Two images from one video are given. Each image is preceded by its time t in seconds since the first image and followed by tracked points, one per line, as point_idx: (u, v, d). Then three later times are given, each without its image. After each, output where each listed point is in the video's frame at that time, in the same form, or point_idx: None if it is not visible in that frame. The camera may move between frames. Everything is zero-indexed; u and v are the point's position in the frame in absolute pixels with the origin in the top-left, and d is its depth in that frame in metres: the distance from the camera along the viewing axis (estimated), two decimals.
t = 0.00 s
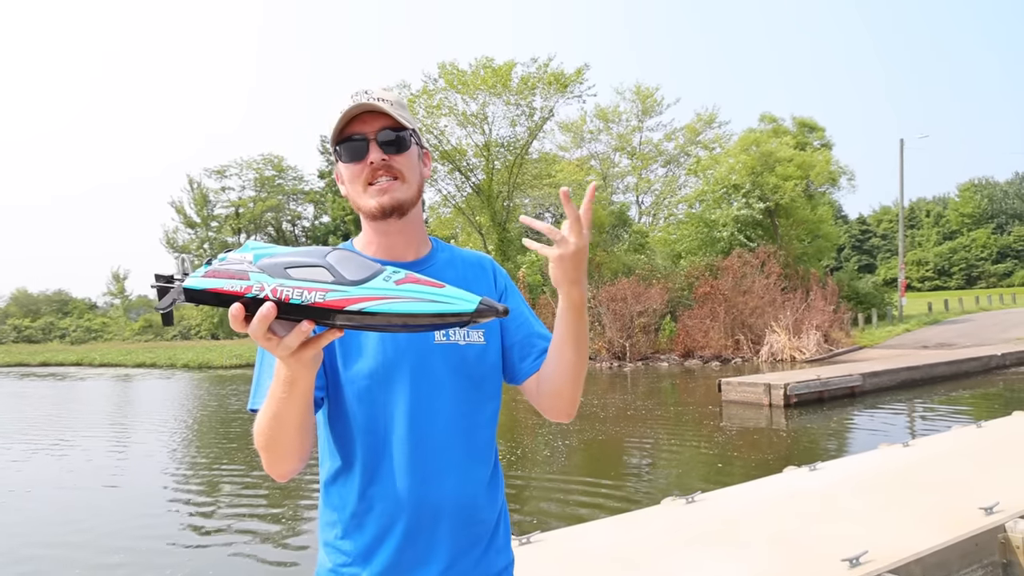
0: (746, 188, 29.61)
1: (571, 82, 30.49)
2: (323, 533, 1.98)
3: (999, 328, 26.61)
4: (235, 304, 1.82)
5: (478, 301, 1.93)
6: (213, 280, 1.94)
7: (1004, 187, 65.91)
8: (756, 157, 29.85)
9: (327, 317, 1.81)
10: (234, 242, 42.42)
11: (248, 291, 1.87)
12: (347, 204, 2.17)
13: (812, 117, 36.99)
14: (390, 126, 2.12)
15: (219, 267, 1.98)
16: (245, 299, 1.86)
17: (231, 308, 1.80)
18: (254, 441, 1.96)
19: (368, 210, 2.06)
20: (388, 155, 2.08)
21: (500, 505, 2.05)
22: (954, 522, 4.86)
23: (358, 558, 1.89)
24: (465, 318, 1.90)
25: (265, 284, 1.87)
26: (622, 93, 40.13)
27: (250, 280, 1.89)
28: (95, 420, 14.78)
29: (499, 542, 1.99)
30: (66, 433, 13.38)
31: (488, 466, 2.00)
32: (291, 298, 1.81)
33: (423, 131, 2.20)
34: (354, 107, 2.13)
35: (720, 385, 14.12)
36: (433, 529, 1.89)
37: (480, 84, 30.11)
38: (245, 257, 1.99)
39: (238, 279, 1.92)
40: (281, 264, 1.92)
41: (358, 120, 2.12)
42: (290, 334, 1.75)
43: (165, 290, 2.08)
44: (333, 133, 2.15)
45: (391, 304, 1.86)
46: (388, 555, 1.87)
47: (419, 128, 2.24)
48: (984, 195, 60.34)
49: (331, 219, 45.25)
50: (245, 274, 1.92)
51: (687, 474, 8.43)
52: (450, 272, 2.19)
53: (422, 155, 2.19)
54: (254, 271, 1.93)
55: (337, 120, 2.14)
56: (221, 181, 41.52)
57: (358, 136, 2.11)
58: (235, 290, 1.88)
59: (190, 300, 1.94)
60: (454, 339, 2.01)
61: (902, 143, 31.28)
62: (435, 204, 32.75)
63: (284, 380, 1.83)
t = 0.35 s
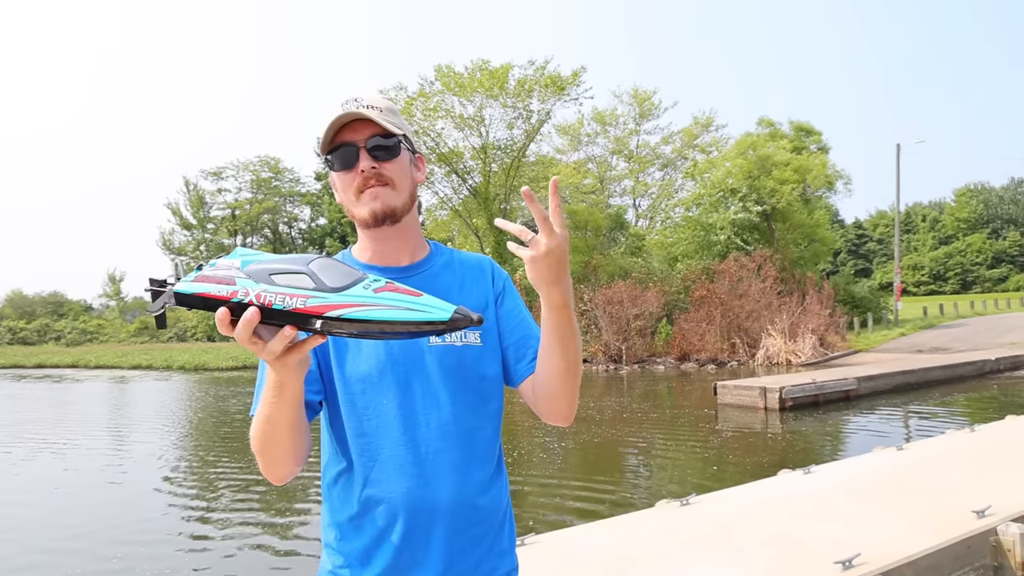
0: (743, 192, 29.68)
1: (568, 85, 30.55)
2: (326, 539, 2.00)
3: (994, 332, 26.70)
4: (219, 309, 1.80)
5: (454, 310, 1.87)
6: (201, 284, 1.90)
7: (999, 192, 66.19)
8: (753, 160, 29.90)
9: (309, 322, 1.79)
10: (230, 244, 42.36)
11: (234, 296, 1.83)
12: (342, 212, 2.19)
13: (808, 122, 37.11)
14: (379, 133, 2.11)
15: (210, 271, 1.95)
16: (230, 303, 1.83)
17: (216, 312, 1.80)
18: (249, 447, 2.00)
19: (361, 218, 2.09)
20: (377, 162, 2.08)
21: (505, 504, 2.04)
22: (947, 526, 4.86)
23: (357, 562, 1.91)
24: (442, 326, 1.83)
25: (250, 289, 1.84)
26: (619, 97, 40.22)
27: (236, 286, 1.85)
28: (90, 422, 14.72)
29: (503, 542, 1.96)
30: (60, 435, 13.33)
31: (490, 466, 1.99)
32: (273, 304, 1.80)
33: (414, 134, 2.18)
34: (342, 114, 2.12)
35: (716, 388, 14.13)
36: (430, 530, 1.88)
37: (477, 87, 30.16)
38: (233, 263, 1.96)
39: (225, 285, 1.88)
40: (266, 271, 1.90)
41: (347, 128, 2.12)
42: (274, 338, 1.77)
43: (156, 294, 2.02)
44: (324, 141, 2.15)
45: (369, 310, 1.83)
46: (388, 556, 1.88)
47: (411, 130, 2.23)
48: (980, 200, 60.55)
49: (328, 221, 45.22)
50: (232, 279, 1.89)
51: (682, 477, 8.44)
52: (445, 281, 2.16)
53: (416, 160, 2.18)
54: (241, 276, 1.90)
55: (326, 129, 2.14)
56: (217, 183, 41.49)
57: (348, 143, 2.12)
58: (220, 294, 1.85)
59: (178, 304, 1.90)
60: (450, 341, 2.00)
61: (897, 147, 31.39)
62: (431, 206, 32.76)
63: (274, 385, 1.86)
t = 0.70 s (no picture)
0: (743, 193, 29.64)
1: (569, 84, 30.53)
2: (306, 532, 2.03)
3: (994, 335, 26.65)
4: (212, 322, 1.78)
5: (440, 334, 1.85)
6: (193, 295, 1.86)
7: (1000, 194, 66.03)
8: (753, 161, 29.87)
9: (301, 338, 1.80)
10: (231, 241, 42.37)
11: (225, 308, 1.81)
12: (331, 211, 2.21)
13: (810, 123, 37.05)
14: (364, 132, 2.13)
15: (200, 282, 1.90)
16: (222, 316, 1.80)
17: (209, 324, 1.79)
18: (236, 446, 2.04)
19: (348, 218, 2.11)
20: (361, 163, 2.10)
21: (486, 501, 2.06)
22: (946, 529, 4.86)
23: (336, 557, 1.94)
24: (427, 349, 1.81)
25: (242, 303, 1.82)
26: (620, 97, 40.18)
27: (228, 298, 1.83)
28: (89, 417, 14.74)
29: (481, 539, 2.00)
30: (60, 430, 13.34)
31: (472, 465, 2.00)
32: (264, 319, 1.80)
33: (400, 132, 2.19)
34: (328, 114, 2.14)
35: (715, 389, 14.12)
36: (409, 529, 1.91)
37: (478, 86, 30.14)
38: (225, 275, 1.93)
39: (217, 296, 1.85)
40: (257, 286, 1.86)
41: (332, 129, 2.14)
42: (263, 348, 1.81)
43: (148, 298, 1.98)
44: (310, 142, 2.18)
45: (360, 332, 1.82)
46: (366, 553, 1.91)
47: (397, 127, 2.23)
48: (981, 202, 60.43)
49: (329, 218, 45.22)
50: (224, 291, 1.86)
51: (680, 476, 8.45)
52: (426, 284, 2.11)
53: (402, 158, 2.19)
54: (232, 290, 1.86)
55: (311, 129, 2.17)
56: (219, 179, 41.51)
57: (333, 144, 2.14)
58: (213, 307, 1.82)
59: (170, 312, 1.86)
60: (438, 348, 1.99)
61: (898, 148, 31.33)
62: (432, 204, 32.76)
63: (261, 390, 1.92)
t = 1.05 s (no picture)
0: (748, 193, 29.54)
1: (573, 84, 30.50)
2: (274, 530, 2.04)
3: (1002, 336, 26.47)
4: (199, 317, 1.81)
5: (422, 336, 1.85)
6: (184, 291, 1.91)
7: (1009, 194, 65.50)
8: (758, 161, 29.74)
9: (285, 336, 1.81)
10: (237, 240, 42.52)
11: (214, 305, 1.84)
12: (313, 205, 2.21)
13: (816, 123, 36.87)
14: (368, 143, 2.13)
15: (191, 278, 1.95)
16: (210, 313, 1.84)
17: (197, 319, 1.81)
18: (212, 443, 2.06)
19: (330, 219, 2.11)
20: (358, 172, 2.10)
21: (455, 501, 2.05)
22: (954, 534, 4.82)
23: (302, 556, 1.95)
24: (406, 352, 1.82)
25: (230, 301, 1.85)
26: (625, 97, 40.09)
27: (216, 295, 1.87)
28: (96, 415, 14.81)
29: (447, 540, 1.97)
30: (67, 427, 13.41)
31: (437, 463, 1.98)
32: (252, 317, 1.81)
33: (400, 150, 2.21)
34: (338, 114, 2.13)
35: (720, 390, 14.08)
36: (370, 528, 1.90)
37: (482, 86, 30.13)
38: (214, 273, 1.96)
39: (207, 293, 1.89)
40: (245, 285, 1.89)
41: (339, 129, 2.13)
42: (248, 345, 1.82)
43: (135, 295, 2.01)
44: (312, 134, 2.15)
45: (341, 332, 1.83)
46: (329, 550, 1.91)
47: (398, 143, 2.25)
48: (989, 202, 60.03)
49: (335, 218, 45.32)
50: (213, 288, 1.90)
51: (685, 478, 8.43)
52: (398, 281, 2.14)
53: (396, 174, 2.20)
54: (222, 287, 1.89)
55: (318, 122, 2.15)
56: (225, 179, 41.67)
57: (336, 144, 2.12)
58: (201, 303, 1.86)
59: (159, 307, 1.92)
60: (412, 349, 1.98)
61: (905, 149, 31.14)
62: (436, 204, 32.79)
63: (242, 388, 1.92)
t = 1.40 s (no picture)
0: (759, 194, 29.37)
1: (582, 86, 30.46)
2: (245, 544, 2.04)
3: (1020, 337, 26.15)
4: (183, 351, 1.82)
5: (406, 375, 1.88)
6: (168, 322, 1.91)
7: None
8: (769, 162, 29.56)
9: (269, 372, 1.81)
10: (249, 243, 42.76)
11: (199, 338, 1.85)
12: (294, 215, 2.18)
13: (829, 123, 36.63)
14: (363, 165, 2.14)
15: (176, 309, 1.95)
16: (194, 346, 1.84)
17: (181, 352, 1.82)
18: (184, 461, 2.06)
19: (314, 234, 2.10)
20: (350, 193, 2.10)
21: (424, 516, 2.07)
22: (974, 541, 4.74)
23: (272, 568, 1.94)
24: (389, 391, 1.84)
25: (216, 335, 1.85)
26: (635, 98, 40.00)
27: (202, 329, 1.87)
28: (110, 418, 14.92)
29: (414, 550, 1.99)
30: (82, 430, 13.52)
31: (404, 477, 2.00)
32: (238, 353, 1.82)
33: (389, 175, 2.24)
34: (338, 133, 2.12)
35: (732, 393, 13.99)
36: (339, 541, 1.91)
37: (491, 88, 30.15)
38: (200, 305, 1.96)
39: (192, 326, 1.89)
40: (231, 318, 1.89)
41: (337, 147, 2.12)
42: (230, 377, 1.81)
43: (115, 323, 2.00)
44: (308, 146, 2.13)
45: (326, 370, 1.84)
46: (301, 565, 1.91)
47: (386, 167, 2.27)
48: (1005, 201, 59.44)
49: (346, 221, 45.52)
50: (198, 320, 1.90)
51: (697, 482, 8.37)
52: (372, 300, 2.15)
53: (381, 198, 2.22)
54: (207, 320, 1.90)
55: (316, 136, 2.13)
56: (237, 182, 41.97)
57: (330, 161, 2.11)
58: (186, 336, 1.86)
59: (141, 337, 1.91)
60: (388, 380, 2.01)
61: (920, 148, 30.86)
62: (446, 207, 32.83)
63: (219, 415, 1.92)
